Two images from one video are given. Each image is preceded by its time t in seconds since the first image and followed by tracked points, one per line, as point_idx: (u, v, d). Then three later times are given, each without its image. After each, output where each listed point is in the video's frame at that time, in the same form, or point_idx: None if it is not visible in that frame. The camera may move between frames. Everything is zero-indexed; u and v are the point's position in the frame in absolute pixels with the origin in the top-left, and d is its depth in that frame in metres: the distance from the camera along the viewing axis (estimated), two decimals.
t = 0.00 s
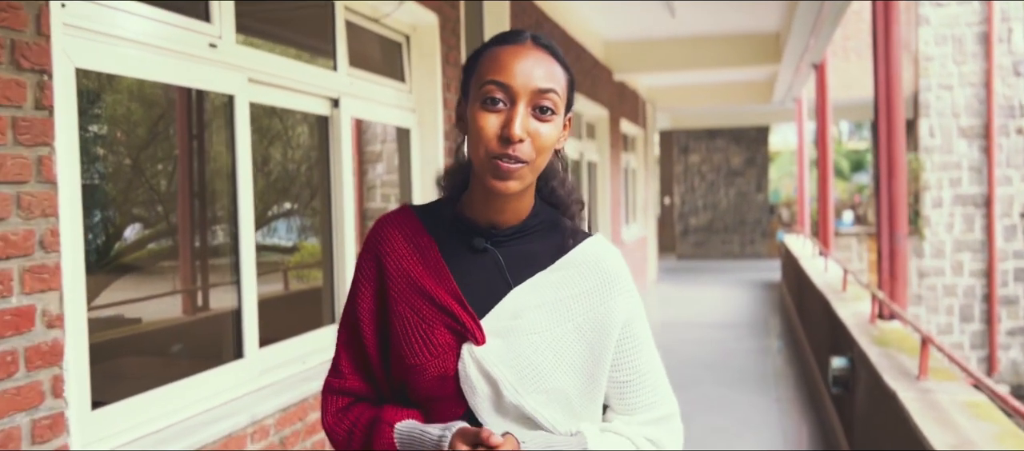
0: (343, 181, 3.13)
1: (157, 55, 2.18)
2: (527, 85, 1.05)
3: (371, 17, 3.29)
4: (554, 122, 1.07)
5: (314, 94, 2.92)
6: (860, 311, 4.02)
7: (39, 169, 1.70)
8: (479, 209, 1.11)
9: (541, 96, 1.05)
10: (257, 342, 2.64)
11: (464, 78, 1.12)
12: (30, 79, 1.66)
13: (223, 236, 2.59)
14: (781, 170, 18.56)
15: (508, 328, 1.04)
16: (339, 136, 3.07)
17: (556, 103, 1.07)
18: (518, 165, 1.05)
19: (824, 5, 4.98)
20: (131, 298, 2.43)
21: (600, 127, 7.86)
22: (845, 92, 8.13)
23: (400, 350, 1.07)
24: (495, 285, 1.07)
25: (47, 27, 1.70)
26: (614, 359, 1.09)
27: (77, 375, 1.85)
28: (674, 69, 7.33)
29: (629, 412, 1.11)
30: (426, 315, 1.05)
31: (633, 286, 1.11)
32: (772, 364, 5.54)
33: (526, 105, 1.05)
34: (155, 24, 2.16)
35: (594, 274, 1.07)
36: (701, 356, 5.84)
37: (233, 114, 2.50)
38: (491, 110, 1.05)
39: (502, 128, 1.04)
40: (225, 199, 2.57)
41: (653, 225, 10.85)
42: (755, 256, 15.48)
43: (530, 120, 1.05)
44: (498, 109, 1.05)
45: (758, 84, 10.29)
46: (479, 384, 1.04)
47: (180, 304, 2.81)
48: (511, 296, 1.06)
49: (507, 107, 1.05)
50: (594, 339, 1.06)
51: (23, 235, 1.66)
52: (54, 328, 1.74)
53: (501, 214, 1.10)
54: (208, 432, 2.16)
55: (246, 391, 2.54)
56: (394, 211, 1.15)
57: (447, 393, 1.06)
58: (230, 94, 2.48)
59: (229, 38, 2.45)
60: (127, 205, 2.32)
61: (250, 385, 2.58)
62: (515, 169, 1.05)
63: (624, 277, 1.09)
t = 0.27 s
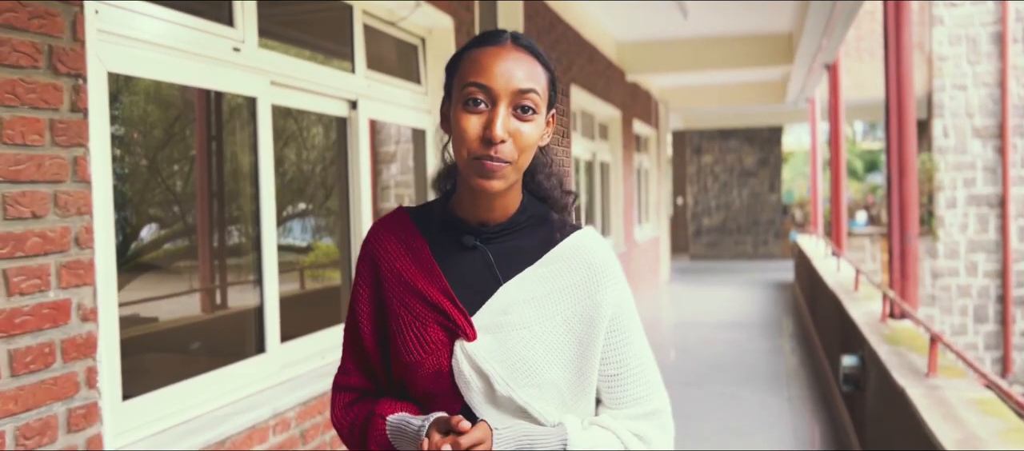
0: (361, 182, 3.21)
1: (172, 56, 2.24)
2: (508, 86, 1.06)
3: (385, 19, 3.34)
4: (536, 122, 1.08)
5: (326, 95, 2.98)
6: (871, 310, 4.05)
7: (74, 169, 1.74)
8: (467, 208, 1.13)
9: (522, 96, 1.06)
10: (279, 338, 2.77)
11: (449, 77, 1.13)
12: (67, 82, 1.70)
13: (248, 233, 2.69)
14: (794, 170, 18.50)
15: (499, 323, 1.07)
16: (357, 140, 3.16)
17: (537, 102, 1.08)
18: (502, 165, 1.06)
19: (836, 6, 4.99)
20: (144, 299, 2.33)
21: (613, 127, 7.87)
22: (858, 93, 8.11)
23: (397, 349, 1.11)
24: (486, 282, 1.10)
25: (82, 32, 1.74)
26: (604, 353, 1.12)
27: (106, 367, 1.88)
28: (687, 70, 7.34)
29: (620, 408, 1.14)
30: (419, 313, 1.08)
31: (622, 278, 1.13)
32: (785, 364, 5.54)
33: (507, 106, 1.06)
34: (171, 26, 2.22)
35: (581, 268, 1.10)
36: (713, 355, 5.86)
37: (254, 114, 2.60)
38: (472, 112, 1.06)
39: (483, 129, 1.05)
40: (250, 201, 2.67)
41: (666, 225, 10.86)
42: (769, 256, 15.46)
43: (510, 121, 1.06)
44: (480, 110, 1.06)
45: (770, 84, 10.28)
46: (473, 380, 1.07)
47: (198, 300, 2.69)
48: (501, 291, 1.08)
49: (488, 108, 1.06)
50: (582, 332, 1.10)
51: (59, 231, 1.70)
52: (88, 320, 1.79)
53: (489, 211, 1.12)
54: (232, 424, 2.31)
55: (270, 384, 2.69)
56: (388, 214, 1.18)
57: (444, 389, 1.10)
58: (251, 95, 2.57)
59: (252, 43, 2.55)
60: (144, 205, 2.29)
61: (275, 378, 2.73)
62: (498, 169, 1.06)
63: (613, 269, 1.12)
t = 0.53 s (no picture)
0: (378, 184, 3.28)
1: (187, 58, 2.26)
2: (488, 84, 1.06)
3: (395, 19, 3.36)
4: (514, 119, 1.08)
5: (345, 96, 3.04)
6: (884, 310, 4.07)
7: (104, 171, 1.76)
8: (446, 205, 1.14)
9: (500, 94, 1.06)
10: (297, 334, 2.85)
11: (426, 78, 1.13)
12: (96, 87, 1.73)
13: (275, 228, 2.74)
14: (806, 170, 18.43)
15: (481, 318, 1.07)
16: (373, 142, 3.22)
17: (516, 100, 1.08)
18: (482, 163, 1.07)
19: (848, 6, 5.00)
20: (157, 299, 2.33)
21: (625, 127, 7.90)
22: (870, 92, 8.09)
23: (377, 350, 1.10)
24: (466, 278, 1.10)
25: (111, 37, 1.77)
26: (586, 349, 1.13)
27: (135, 363, 1.92)
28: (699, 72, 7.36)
29: (602, 405, 1.15)
30: (399, 311, 1.08)
31: (604, 273, 1.15)
32: (797, 364, 5.53)
33: (486, 103, 1.06)
34: (188, 28, 2.25)
35: (563, 261, 1.11)
36: (726, 355, 5.86)
37: (274, 117, 2.67)
38: (451, 110, 1.06)
39: (463, 127, 1.05)
40: (269, 201, 2.72)
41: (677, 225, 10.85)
42: (781, 257, 15.42)
43: (490, 118, 1.06)
44: (459, 108, 1.06)
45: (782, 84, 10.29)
46: (455, 377, 1.07)
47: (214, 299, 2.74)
48: (482, 287, 1.09)
49: (468, 106, 1.06)
50: (564, 325, 1.11)
51: (89, 232, 1.73)
52: (118, 318, 1.82)
53: (467, 208, 1.13)
54: (255, 419, 2.45)
55: (289, 382, 2.76)
56: (369, 222, 1.19)
57: (424, 389, 1.09)
58: (273, 99, 2.64)
59: (273, 46, 2.60)
60: (158, 205, 2.28)
61: (293, 376, 2.80)
62: (478, 167, 1.07)
63: (595, 263, 1.14)
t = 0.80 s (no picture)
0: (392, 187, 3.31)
1: (202, 64, 2.21)
2: (467, 90, 1.08)
3: (409, 25, 3.37)
4: (495, 124, 1.10)
5: (362, 101, 3.05)
6: (894, 312, 4.08)
7: (129, 176, 1.79)
8: (434, 212, 1.14)
9: (480, 100, 1.08)
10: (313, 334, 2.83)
11: (408, 90, 1.15)
12: (122, 94, 1.76)
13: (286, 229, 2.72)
14: (816, 171, 18.39)
15: (470, 317, 1.06)
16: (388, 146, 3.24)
17: (496, 105, 1.10)
18: (465, 167, 1.08)
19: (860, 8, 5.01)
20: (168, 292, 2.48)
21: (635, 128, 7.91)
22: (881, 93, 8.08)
23: (365, 358, 1.08)
24: (454, 280, 1.09)
25: (136, 46, 1.80)
26: (576, 349, 1.09)
27: (159, 365, 1.94)
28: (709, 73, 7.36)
29: (593, 410, 1.10)
30: (386, 316, 1.08)
31: (594, 273, 1.12)
32: (807, 365, 5.53)
33: (466, 109, 1.08)
34: (199, 33, 2.18)
35: (552, 259, 1.09)
36: (736, 356, 5.86)
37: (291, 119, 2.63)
38: (432, 117, 1.08)
39: (445, 133, 1.07)
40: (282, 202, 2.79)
41: (687, 226, 10.85)
42: (791, 257, 15.40)
43: (470, 123, 1.08)
44: (439, 115, 1.08)
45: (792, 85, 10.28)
46: (443, 377, 1.04)
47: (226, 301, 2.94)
48: (470, 288, 1.07)
49: (448, 113, 1.08)
50: (553, 324, 1.08)
51: (115, 236, 1.76)
52: (142, 320, 1.84)
53: (455, 213, 1.13)
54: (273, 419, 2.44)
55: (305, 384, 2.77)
56: (360, 237, 1.19)
57: (411, 395, 1.06)
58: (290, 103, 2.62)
59: (290, 51, 2.59)
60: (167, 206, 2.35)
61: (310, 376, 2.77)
62: (461, 170, 1.08)
63: (583, 261, 1.11)
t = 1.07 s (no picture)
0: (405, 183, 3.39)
1: (216, 69, 2.19)
2: (456, 96, 1.10)
3: (423, 28, 3.40)
4: (485, 130, 1.12)
5: (376, 105, 3.04)
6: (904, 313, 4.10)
7: (157, 182, 1.82)
8: (428, 223, 1.17)
9: (469, 105, 1.11)
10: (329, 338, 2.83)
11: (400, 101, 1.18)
12: (151, 102, 1.79)
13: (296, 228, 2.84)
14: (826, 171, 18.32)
15: (469, 326, 1.08)
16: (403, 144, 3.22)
17: (486, 111, 1.12)
18: (455, 173, 1.11)
19: (870, 8, 5.00)
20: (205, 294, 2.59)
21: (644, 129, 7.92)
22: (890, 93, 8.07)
23: (363, 367, 1.11)
24: (452, 289, 1.11)
25: (163, 54, 1.83)
26: (574, 359, 1.11)
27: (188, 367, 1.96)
28: (718, 74, 7.37)
29: (587, 420, 1.11)
30: (383, 325, 1.10)
31: (592, 285, 1.16)
32: (817, 366, 5.54)
33: (455, 115, 1.10)
34: (212, 38, 2.15)
35: (550, 271, 1.13)
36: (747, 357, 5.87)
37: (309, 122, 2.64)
38: (423, 124, 1.11)
39: (435, 139, 1.10)
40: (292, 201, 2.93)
41: (696, 226, 10.84)
42: (799, 257, 15.37)
43: (460, 129, 1.10)
44: (430, 122, 1.11)
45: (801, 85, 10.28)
46: (442, 385, 1.06)
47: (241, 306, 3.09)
48: (469, 298, 1.10)
49: (438, 120, 1.11)
50: (552, 333, 1.10)
51: (144, 240, 1.79)
52: (170, 322, 1.86)
53: (451, 225, 1.15)
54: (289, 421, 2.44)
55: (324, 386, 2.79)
56: (353, 248, 1.22)
57: (411, 405, 1.07)
58: (309, 109, 2.62)
59: (310, 57, 2.60)
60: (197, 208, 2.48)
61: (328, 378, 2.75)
62: (453, 177, 1.11)
63: (581, 274, 1.15)
